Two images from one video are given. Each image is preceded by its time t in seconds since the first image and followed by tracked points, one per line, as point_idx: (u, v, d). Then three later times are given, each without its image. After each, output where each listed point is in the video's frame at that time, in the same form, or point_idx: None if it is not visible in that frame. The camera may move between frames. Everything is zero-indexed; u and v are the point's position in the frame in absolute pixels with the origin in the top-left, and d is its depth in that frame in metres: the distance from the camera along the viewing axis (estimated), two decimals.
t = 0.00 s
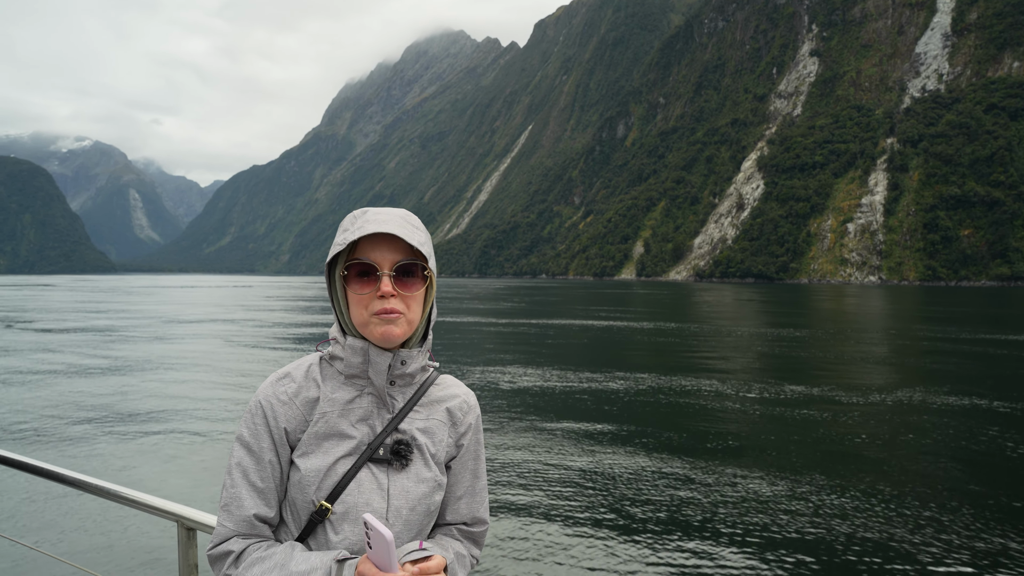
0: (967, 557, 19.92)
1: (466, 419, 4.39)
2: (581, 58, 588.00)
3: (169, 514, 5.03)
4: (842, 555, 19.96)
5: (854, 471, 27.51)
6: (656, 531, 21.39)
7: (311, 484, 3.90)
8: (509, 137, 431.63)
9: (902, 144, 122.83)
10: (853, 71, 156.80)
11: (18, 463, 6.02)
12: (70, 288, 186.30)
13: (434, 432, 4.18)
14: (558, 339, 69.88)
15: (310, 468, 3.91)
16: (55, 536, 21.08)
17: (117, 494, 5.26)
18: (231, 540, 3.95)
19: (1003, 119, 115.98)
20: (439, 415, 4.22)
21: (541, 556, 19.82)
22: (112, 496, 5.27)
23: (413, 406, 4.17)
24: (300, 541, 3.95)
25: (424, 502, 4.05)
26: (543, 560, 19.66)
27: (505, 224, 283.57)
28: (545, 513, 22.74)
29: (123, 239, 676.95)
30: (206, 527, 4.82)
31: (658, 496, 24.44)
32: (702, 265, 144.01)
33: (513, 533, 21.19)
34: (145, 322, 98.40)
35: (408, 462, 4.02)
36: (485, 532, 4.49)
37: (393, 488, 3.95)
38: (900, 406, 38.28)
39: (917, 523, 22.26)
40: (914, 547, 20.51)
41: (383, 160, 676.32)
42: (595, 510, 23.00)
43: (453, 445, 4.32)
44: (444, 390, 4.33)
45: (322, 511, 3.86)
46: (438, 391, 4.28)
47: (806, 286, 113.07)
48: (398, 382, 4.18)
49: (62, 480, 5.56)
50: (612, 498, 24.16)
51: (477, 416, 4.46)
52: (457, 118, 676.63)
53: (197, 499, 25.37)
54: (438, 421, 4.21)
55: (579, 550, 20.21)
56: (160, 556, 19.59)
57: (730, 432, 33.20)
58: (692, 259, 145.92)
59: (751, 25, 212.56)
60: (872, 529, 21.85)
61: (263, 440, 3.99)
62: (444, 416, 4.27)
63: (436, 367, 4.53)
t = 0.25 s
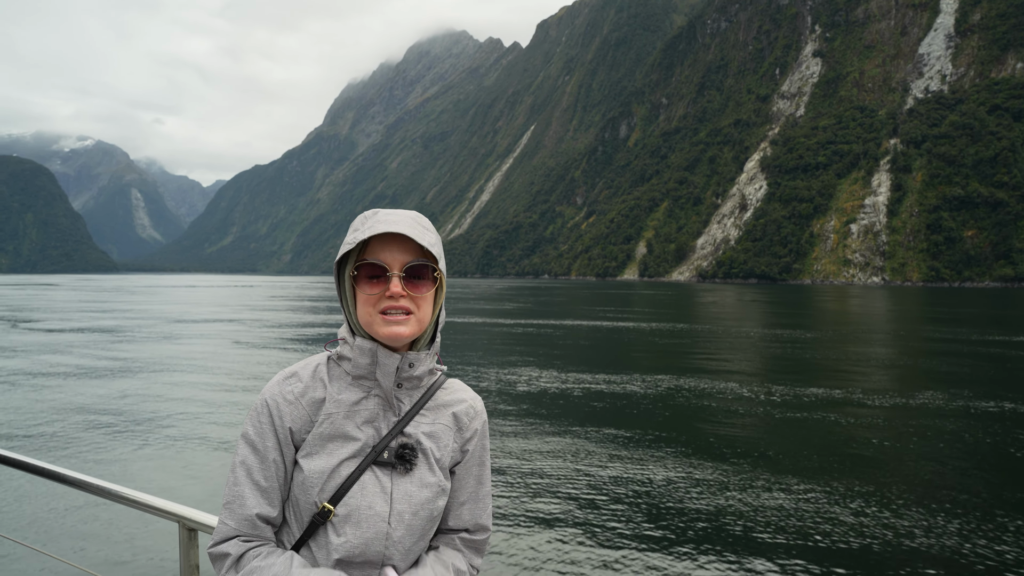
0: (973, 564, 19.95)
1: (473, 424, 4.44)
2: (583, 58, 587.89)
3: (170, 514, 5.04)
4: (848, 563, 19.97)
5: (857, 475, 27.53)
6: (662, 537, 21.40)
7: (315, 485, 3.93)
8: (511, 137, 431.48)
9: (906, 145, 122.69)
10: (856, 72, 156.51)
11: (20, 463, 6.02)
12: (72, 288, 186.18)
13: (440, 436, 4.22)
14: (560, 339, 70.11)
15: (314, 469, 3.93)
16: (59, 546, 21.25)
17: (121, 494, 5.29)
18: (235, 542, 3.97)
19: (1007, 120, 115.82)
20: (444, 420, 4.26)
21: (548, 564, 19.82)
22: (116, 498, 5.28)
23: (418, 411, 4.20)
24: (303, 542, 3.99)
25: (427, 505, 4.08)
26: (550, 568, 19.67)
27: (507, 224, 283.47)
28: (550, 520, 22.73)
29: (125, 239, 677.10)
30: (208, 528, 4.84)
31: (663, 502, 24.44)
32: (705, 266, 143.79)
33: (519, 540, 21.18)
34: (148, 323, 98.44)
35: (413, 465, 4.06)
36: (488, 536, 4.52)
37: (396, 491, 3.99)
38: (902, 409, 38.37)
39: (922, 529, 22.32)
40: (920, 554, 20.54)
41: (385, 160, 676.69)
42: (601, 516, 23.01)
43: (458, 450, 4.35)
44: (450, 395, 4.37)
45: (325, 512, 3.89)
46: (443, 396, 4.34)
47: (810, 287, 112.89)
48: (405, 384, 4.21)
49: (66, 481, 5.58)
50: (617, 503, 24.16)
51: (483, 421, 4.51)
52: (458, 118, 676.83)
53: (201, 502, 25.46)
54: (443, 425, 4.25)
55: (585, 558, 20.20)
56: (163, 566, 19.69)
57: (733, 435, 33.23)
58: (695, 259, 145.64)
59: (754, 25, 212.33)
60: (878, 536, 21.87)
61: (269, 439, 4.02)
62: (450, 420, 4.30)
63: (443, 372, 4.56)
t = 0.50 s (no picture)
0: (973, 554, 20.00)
1: (476, 427, 4.44)
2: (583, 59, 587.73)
3: (170, 515, 5.06)
4: (850, 554, 19.98)
5: (859, 470, 27.56)
6: (664, 529, 21.41)
7: (316, 485, 3.95)
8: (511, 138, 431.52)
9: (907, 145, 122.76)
10: (857, 72, 156.75)
11: (22, 464, 6.02)
12: (72, 288, 186.05)
13: (443, 439, 4.23)
14: (562, 339, 70.29)
15: (316, 470, 3.95)
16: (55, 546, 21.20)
17: (120, 495, 5.27)
18: (235, 541, 3.97)
19: (1008, 120, 115.79)
20: (447, 421, 4.26)
21: (550, 554, 19.80)
22: (116, 500, 5.28)
23: (422, 412, 4.22)
24: (303, 542, 4.00)
25: (427, 506, 4.08)
26: (552, 556, 19.66)
27: (507, 225, 283.45)
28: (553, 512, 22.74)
29: (124, 239, 676.87)
30: (206, 529, 4.85)
31: (664, 495, 24.41)
32: (706, 266, 143.71)
33: (520, 532, 21.14)
34: (148, 323, 98.39)
35: (414, 467, 4.06)
36: (490, 539, 4.53)
37: (397, 493, 3.99)
38: (903, 407, 38.37)
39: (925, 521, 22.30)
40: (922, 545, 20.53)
41: (386, 160, 676.80)
42: (604, 509, 22.98)
43: (461, 451, 4.36)
44: (454, 397, 4.38)
45: (326, 512, 3.91)
46: (447, 397, 4.34)
47: (811, 287, 112.78)
48: (409, 385, 4.22)
49: (66, 483, 5.58)
50: (620, 496, 24.13)
51: (486, 423, 4.52)
52: (459, 119, 676.91)
53: (201, 500, 25.39)
54: (446, 427, 4.26)
55: (587, 549, 20.15)
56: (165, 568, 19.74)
57: (733, 432, 33.25)
58: (696, 259, 145.52)
59: (755, 26, 212.26)
60: (880, 527, 21.85)
61: (271, 436, 4.04)
62: (453, 422, 4.31)
63: (447, 375, 4.59)
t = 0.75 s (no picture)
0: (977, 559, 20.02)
1: (478, 426, 4.41)
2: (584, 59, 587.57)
3: (168, 515, 5.05)
4: (855, 560, 20.00)
5: (862, 472, 27.59)
6: (669, 536, 21.38)
7: (316, 482, 3.94)
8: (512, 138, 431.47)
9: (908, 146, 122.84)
10: (858, 73, 156.71)
11: (22, 463, 6.01)
12: (72, 287, 185.97)
13: (444, 438, 4.21)
14: (562, 339, 70.21)
15: (316, 466, 3.94)
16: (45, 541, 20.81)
17: (118, 495, 5.27)
18: (234, 537, 3.96)
19: (1009, 120, 115.75)
20: (448, 421, 4.25)
21: (554, 561, 19.80)
22: (116, 500, 5.25)
23: (424, 410, 4.20)
24: (300, 539, 3.98)
25: (427, 504, 4.06)
26: (556, 564, 19.66)
27: (507, 225, 283.48)
28: (557, 518, 22.72)
29: (124, 239, 676.83)
30: (205, 529, 4.83)
31: (668, 499, 24.42)
32: (706, 266, 143.83)
33: (525, 539, 21.12)
34: (149, 323, 98.39)
35: (415, 464, 4.04)
36: (491, 539, 4.50)
37: (396, 490, 3.98)
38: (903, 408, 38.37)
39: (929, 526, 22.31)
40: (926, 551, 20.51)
41: (386, 160, 676.86)
42: (608, 515, 22.98)
43: (462, 449, 4.33)
44: (456, 397, 4.36)
45: (324, 508, 3.88)
46: (449, 398, 4.32)
47: (811, 287, 112.81)
48: (411, 384, 4.20)
49: (65, 482, 5.57)
50: (624, 501, 24.13)
51: (488, 423, 4.48)
52: (459, 118, 676.83)
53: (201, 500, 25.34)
54: (446, 426, 4.24)
55: (593, 556, 20.15)
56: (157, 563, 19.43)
57: (734, 434, 33.19)
58: (696, 260, 145.40)
59: (756, 26, 212.18)
60: (883, 532, 21.89)
61: (271, 433, 4.03)
62: (455, 422, 4.28)
63: (449, 375, 4.57)
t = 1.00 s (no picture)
0: (981, 556, 20.02)
1: (478, 426, 4.41)
2: (584, 58, 587.57)
3: (166, 516, 5.05)
4: (858, 558, 20.01)
5: (863, 470, 27.63)
6: (672, 533, 21.38)
7: (314, 480, 3.95)
8: (512, 137, 431.62)
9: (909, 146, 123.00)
10: (859, 73, 156.91)
11: (19, 463, 6.02)
12: (72, 287, 186.00)
13: (443, 438, 4.20)
14: (563, 340, 70.16)
15: (316, 464, 3.94)
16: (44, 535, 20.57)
17: (116, 495, 5.26)
18: (234, 536, 3.97)
19: (1011, 121, 115.83)
20: (448, 420, 4.26)
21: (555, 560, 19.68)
22: (116, 500, 5.24)
23: (424, 412, 4.21)
24: (300, 539, 3.97)
25: (424, 505, 4.05)
26: (560, 561, 19.61)
27: (508, 225, 283.43)
28: (561, 515, 22.67)
29: (124, 238, 676.88)
30: (204, 528, 4.85)
31: (671, 497, 24.43)
32: (708, 266, 144.01)
33: (529, 537, 21.04)
34: (151, 323, 98.45)
35: (413, 466, 4.04)
36: (490, 540, 4.51)
37: (395, 489, 3.99)
38: (903, 407, 38.46)
39: (931, 523, 22.36)
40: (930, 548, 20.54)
41: (386, 160, 677.02)
42: (611, 512, 22.93)
43: (462, 451, 4.34)
44: (456, 399, 4.37)
45: (323, 508, 3.89)
46: (449, 399, 4.34)
47: (812, 287, 112.82)
48: (410, 386, 4.22)
49: (62, 482, 5.57)
50: (627, 499, 24.12)
51: (488, 423, 4.48)
52: (459, 118, 676.95)
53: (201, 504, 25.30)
54: (446, 427, 4.24)
55: (597, 552, 20.11)
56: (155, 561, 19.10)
57: (735, 432, 33.17)
58: (698, 260, 145.59)
59: (757, 26, 212.24)
60: (886, 529, 21.91)
61: (271, 432, 4.04)
62: (455, 423, 4.29)
63: (450, 376, 4.56)
